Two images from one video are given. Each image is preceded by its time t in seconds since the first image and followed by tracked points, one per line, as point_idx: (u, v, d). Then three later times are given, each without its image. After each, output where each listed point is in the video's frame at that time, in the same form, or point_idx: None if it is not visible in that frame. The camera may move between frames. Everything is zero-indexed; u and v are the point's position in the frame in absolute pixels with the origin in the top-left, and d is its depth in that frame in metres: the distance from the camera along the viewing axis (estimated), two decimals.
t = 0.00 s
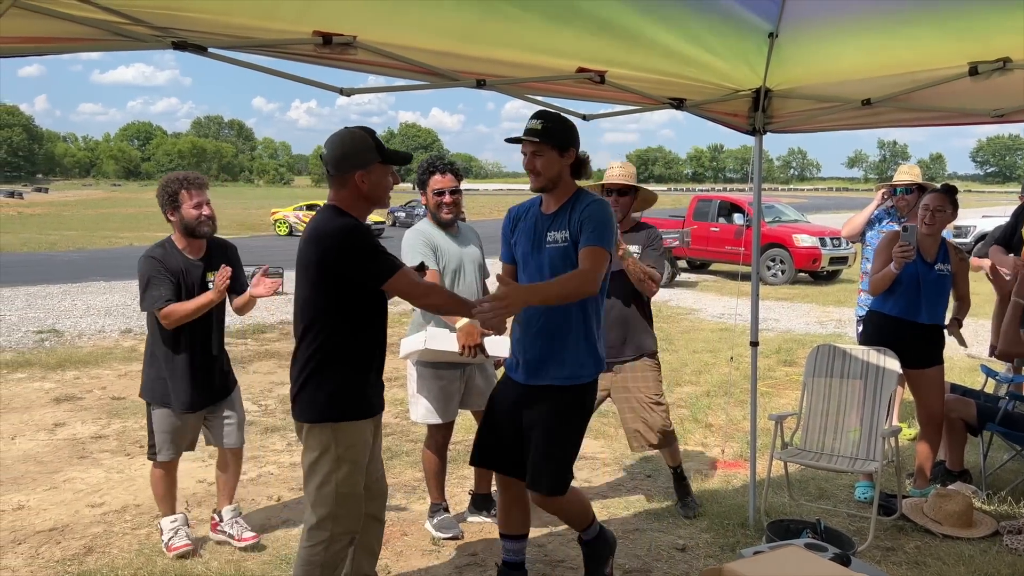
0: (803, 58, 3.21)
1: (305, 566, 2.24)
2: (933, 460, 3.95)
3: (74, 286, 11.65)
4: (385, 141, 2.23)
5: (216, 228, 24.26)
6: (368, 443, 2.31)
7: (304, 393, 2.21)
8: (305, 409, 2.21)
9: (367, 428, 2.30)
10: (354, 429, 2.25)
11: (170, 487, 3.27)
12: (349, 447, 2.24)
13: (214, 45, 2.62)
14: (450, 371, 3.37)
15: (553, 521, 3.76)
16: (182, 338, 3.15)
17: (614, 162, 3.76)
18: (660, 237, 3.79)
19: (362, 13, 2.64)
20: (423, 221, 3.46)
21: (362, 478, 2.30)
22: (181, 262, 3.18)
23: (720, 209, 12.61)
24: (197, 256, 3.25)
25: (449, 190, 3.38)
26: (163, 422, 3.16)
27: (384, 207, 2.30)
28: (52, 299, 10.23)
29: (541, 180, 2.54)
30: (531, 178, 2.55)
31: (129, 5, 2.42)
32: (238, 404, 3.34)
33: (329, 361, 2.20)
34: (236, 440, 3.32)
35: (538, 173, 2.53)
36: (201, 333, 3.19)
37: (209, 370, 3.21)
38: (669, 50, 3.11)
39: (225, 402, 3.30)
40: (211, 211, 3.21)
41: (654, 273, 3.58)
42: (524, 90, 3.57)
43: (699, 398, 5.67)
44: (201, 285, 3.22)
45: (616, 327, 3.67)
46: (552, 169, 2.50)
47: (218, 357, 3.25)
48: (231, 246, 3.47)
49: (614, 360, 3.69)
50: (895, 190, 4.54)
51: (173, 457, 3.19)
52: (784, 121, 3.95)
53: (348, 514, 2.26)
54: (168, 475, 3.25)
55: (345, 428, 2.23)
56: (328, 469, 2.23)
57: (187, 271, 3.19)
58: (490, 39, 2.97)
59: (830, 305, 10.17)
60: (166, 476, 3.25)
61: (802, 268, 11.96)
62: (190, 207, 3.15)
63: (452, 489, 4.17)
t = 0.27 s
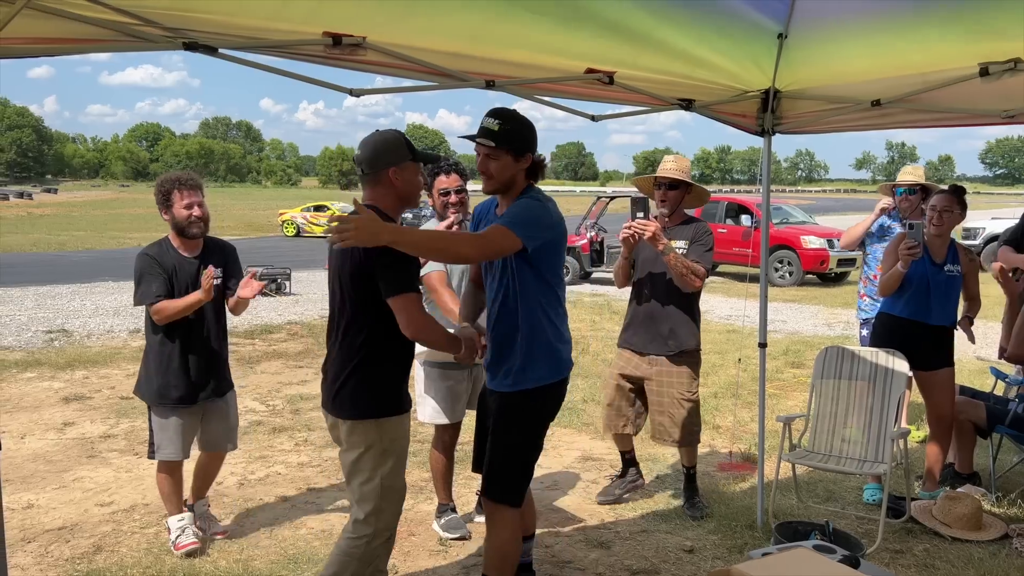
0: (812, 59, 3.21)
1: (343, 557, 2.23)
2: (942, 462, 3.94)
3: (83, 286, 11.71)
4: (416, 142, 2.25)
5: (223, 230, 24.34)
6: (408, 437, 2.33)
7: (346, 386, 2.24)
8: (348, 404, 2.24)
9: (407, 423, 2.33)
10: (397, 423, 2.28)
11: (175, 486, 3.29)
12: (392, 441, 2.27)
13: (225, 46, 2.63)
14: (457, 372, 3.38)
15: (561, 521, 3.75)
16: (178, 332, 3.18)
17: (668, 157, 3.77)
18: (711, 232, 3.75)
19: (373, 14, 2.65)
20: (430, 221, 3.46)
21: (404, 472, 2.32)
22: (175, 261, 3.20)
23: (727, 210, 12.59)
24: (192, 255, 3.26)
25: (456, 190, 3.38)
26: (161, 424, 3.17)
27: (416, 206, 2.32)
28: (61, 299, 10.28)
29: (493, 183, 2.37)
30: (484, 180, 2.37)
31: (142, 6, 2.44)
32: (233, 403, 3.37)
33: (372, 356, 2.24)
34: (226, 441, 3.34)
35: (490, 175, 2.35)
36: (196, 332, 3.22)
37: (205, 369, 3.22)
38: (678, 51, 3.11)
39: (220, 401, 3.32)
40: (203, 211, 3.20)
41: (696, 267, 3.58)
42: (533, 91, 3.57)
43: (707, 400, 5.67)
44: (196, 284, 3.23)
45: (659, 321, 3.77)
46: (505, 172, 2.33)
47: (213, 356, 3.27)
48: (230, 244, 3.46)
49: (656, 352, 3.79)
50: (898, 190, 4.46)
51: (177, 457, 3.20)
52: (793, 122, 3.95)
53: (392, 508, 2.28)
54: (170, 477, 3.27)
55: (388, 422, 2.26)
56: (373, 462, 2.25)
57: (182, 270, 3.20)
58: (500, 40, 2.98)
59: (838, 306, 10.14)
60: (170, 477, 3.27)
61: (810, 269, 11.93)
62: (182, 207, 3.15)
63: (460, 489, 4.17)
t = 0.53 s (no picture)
0: (823, 61, 3.20)
1: (406, 550, 2.28)
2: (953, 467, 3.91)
3: (93, 287, 11.77)
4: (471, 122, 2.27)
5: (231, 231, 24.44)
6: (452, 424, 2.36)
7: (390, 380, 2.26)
8: (394, 394, 2.26)
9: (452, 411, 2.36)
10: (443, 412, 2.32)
11: (186, 485, 3.28)
12: (439, 428, 2.30)
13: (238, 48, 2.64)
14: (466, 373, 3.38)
15: (570, 524, 3.75)
16: (185, 331, 3.20)
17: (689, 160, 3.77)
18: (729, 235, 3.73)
19: (385, 17, 2.65)
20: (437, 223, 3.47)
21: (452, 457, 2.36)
22: (187, 263, 3.22)
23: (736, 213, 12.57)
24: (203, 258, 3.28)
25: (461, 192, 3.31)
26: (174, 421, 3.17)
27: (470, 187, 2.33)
28: (71, 300, 10.35)
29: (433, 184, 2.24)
30: (423, 179, 2.25)
31: (156, 8, 2.45)
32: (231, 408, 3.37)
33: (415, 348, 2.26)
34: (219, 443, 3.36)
35: (427, 176, 2.23)
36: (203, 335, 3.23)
37: (209, 373, 3.23)
38: (689, 53, 3.11)
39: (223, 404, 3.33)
40: (216, 216, 3.22)
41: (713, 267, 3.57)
42: (543, 94, 3.58)
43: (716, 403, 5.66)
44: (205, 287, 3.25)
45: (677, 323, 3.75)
46: (441, 172, 2.20)
47: (219, 360, 3.28)
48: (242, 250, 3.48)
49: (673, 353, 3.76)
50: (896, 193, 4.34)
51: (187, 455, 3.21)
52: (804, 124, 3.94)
53: (447, 496, 2.31)
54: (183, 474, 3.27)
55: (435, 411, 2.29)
56: (423, 452, 2.27)
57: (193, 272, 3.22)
58: (511, 42, 2.98)
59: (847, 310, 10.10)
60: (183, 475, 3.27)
61: (819, 273, 11.89)
62: (195, 211, 3.18)
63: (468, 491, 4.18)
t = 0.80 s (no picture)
0: (835, 66, 3.19)
1: (394, 559, 2.32)
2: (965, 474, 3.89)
3: (104, 289, 11.84)
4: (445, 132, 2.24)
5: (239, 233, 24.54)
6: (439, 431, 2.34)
7: (378, 389, 2.26)
8: (375, 403, 2.27)
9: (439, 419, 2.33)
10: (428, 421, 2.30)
11: (195, 485, 3.28)
12: (423, 437, 2.29)
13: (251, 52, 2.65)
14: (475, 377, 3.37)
15: (579, 528, 3.74)
16: (198, 334, 3.21)
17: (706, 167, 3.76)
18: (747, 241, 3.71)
19: (397, 21, 2.66)
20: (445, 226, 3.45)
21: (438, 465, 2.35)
22: (199, 265, 3.23)
23: (746, 217, 12.55)
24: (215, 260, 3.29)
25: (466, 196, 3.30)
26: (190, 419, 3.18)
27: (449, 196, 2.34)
28: (82, 301, 10.40)
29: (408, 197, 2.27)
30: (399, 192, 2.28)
31: (170, 13, 2.46)
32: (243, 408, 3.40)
33: (404, 357, 2.24)
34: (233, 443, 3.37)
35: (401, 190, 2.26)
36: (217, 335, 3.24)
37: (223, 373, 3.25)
38: (700, 57, 3.10)
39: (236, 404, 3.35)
40: (226, 219, 3.23)
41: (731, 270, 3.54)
42: (553, 98, 3.58)
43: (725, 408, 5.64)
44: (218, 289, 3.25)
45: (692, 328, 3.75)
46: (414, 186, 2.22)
47: (233, 361, 3.29)
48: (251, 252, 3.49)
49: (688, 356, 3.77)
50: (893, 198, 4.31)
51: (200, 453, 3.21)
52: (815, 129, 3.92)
53: (432, 504, 2.33)
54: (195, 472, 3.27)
55: (420, 419, 2.28)
56: (406, 460, 2.28)
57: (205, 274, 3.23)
58: (522, 47, 2.98)
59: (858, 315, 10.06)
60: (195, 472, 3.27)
61: (830, 277, 11.85)
62: (206, 214, 3.19)
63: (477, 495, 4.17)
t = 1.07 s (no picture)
0: (848, 70, 3.18)
1: (401, 563, 2.30)
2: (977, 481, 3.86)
3: (116, 291, 11.91)
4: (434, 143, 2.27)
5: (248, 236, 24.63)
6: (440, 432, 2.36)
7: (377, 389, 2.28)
8: (378, 403, 2.28)
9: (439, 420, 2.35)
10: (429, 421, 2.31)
11: (203, 489, 3.25)
12: (425, 438, 2.30)
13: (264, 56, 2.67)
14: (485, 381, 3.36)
15: (588, 533, 3.73)
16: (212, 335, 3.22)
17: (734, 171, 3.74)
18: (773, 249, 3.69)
19: (409, 25, 2.67)
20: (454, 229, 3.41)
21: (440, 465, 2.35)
22: (210, 269, 3.24)
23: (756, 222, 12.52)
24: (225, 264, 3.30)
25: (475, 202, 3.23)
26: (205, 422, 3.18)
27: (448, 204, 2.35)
28: (93, 303, 10.46)
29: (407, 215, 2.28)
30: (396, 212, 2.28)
31: (184, 16, 2.48)
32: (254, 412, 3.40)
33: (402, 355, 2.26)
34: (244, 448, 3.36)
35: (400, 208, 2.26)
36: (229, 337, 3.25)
37: (236, 375, 3.25)
38: (712, 61, 3.10)
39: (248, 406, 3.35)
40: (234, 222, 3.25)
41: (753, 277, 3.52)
42: (564, 101, 3.58)
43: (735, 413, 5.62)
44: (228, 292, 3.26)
45: (713, 335, 3.72)
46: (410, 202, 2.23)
47: (246, 362, 3.29)
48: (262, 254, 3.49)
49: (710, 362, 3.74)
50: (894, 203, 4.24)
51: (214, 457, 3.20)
52: (827, 133, 3.91)
53: (436, 505, 2.33)
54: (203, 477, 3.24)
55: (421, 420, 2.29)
56: (410, 461, 2.29)
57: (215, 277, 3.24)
58: (534, 51, 2.99)
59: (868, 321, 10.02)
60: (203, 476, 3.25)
61: (840, 282, 11.81)
62: (214, 217, 3.20)
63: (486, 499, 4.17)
